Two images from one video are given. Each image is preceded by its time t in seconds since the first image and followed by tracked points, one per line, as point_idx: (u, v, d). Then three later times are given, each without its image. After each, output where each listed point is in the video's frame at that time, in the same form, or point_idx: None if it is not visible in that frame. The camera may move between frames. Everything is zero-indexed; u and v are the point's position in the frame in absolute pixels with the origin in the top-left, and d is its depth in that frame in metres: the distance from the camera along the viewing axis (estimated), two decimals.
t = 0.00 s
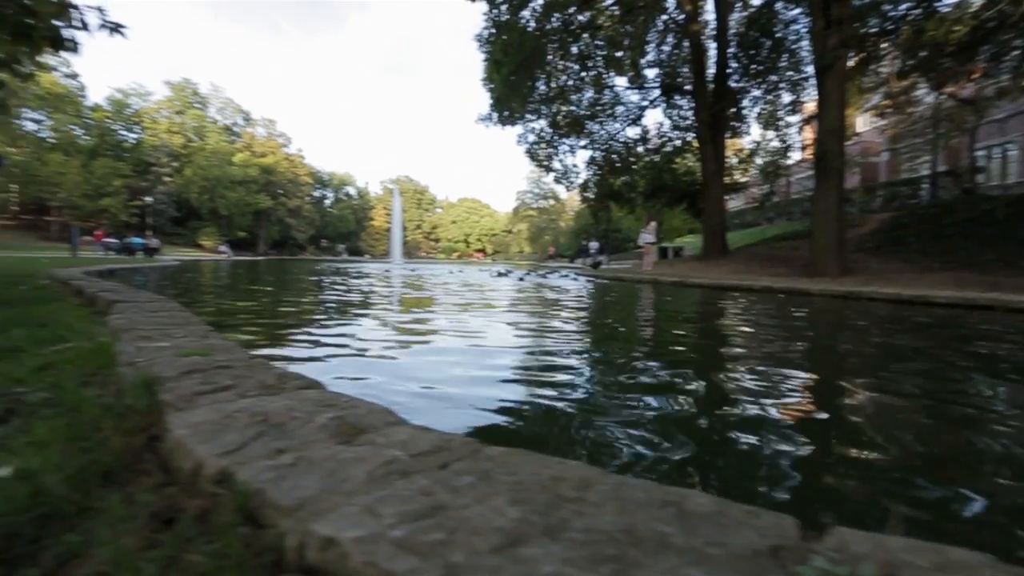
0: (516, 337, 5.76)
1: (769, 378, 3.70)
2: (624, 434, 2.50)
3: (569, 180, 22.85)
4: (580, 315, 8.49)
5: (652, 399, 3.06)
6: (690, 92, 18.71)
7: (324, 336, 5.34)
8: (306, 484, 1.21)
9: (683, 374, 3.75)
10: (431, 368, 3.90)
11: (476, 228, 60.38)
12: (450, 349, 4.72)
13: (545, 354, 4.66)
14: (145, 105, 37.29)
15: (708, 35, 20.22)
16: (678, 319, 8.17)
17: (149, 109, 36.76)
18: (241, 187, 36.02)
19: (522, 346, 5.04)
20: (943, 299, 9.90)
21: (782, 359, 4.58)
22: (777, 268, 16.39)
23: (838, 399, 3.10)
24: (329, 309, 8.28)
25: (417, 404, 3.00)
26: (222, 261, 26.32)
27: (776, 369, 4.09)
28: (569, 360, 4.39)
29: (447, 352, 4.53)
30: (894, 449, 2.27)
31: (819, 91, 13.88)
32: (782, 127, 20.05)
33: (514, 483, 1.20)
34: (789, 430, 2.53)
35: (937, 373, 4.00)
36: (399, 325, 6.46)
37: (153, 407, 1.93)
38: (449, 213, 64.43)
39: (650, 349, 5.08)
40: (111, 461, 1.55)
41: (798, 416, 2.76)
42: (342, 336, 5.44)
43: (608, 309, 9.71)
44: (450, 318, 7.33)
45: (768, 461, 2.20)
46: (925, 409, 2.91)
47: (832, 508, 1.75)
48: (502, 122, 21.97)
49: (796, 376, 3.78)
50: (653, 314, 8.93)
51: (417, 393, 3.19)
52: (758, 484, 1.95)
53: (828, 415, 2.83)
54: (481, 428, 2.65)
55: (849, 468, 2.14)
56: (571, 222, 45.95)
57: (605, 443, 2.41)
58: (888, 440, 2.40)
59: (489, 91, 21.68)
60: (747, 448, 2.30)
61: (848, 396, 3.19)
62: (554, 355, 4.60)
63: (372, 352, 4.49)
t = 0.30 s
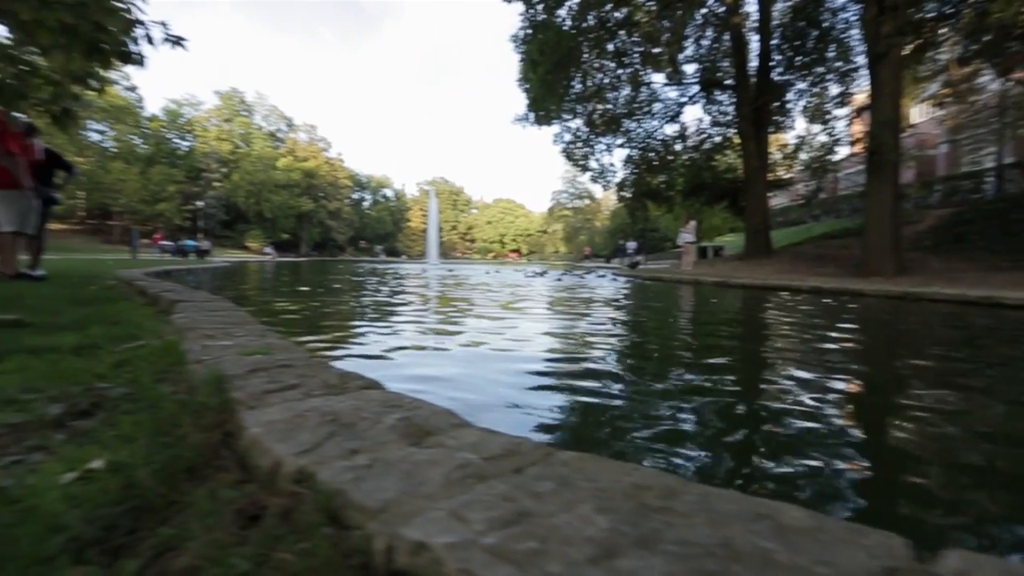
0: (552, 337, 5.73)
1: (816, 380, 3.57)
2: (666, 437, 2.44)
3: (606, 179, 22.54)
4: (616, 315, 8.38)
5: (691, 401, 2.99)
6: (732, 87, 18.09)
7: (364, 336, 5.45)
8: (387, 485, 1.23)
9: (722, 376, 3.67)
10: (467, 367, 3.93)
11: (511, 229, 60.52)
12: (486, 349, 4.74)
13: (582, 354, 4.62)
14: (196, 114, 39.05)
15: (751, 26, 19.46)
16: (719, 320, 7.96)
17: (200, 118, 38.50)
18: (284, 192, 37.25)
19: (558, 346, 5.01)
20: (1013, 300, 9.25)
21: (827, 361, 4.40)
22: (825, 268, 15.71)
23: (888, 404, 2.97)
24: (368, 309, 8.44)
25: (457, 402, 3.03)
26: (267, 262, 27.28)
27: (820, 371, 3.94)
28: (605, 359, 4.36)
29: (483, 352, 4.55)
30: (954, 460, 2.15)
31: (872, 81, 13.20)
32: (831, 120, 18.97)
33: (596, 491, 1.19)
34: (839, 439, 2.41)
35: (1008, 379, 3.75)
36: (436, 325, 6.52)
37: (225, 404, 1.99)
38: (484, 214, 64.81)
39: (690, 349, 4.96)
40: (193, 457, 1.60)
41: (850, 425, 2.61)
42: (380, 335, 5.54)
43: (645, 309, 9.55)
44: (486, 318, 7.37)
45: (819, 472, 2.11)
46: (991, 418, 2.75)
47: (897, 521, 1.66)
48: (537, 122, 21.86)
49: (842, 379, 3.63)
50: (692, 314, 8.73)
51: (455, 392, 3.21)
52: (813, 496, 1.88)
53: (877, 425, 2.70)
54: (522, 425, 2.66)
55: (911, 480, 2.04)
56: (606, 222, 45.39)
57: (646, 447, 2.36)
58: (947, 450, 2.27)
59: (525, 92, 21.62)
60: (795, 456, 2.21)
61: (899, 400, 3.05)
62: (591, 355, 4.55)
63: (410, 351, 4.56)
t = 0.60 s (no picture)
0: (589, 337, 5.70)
1: (869, 384, 3.41)
2: (717, 439, 2.37)
3: (647, 177, 22.05)
4: (656, 315, 8.24)
5: (739, 403, 2.90)
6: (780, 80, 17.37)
7: (403, 335, 5.54)
8: (468, 491, 1.22)
9: (768, 377, 3.55)
10: (507, 365, 3.96)
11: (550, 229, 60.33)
12: (523, 348, 4.76)
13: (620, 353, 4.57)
14: (247, 122, 40.76)
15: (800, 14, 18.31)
16: (766, 320, 7.68)
17: (251, 127, 40.17)
18: (329, 195, 38.41)
19: (596, 347, 4.97)
20: None
21: (883, 365, 4.19)
22: (885, 267, 14.86)
23: (954, 411, 2.79)
24: (408, 308, 8.59)
25: (497, 398, 3.06)
26: (313, 264, 28.13)
27: (877, 375, 3.74)
28: (647, 359, 4.30)
29: (521, 352, 4.57)
30: None
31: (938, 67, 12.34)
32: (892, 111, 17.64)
33: (686, 502, 1.15)
34: (902, 447, 2.29)
35: None
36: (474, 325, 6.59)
37: (295, 402, 2.03)
38: (523, 214, 64.89)
39: (733, 350, 4.82)
40: (271, 454, 1.63)
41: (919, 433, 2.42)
42: (422, 334, 5.63)
43: (687, 309, 9.33)
44: (523, 318, 7.39)
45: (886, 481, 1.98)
46: None
47: (989, 535, 1.53)
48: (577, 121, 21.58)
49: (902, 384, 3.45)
50: (736, 314, 8.45)
51: (495, 389, 3.25)
52: (888, 505, 1.75)
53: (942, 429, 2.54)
54: (563, 421, 2.67)
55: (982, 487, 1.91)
56: (647, 221, 44.48)
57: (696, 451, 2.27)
58: None
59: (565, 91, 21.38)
60: (855, 462, 2.11)
61: (966, 408, 2.86)
62: (629, 355, 4.51)
63: (449, 350, 4.63)
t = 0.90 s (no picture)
0: (632, 336, 5.63)
1: (936, 391, 3.21)
2: (762, 441, 2.34)
3: (694, 175, 21.36)
4: (701, 315, 8.03)
5: (789, 406, 2.82)
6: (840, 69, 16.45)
7: (448, 334, 5.64)
8: (560, 502, 1.19)
9: (821, 380, 3.42)
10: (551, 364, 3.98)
11: (592, 228, 59.66)
12: (566, 347, 4.75)
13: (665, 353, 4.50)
14: (298, 130, 42.35)
15: None
16: (821, 321, 7.35)
17: (302, 134, 41.69)
18: (374, 198, 39.41)
19: (640, 347, 4.91)
20: None
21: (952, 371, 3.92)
22: (958, 267, 13.81)
23: None
24: (451, 308, 8.70)
25: (542, 396, 3.09)
26: (360, 265, 28.86)
27: (946, 381, 3.51)
28: (690, 359, 4.21)
29: (564, 350, 4.57)
30: None
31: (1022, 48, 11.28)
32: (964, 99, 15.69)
33: (799, 522, 1.09)
34: (975, 463, 2.14)
35: None
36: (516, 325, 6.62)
37: (367, 403, 2.06)
38: (565, 214, 64.48)
39: (784, 351, 4.66)
40: (351, 456, 1.65)
41: (1000, 449, 2.27)
42: (465, 334, 5.71)
43: (735, 309, 9.04)
44: (564, 318, 7.37)
45: (957, 498, 1.87)
46: None
47: None
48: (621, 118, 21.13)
49: (974, 392, 3.23)
50: (788, 315, 8.14)
51: (541, 387, 3.26)
52: (965, 523, 1.64)
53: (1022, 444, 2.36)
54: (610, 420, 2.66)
55: None
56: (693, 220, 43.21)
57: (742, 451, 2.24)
58: None
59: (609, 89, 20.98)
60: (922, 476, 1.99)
61: None
62: (674, 355, 4.43)
63: (493, 349, 4.68)
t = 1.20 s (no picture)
0: (668, 335, 5.54)
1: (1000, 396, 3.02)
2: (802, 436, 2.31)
3: (735, 172, 20.64)
4: (741, 314, 7.81)
5: (832, 405, 2.75)
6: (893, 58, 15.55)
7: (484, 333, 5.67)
8: (638, 514, 1.15)
9: (868, 381, 3.30)
10: (587, 362, 3.96)
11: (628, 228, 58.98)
12: (602, 346, 4.72)
13: (704, 352, 4.41)
14: (337, 134, 43.38)
15: None
16: (871, 320, 7.03)
17: (340, 138, 42.66)
18: (410, 199, 39.97)
19: (677, 345, 4.83)
20: None
21: (1017, 375, 3.70)
22: None
23: None
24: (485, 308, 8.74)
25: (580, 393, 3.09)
26: (396, 265, 29.29)
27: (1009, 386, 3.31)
28: (729, 358, 4.14)
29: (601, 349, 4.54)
30: None
31: None
32: None
33: (905, 547, 1.02)
34: None
35: None
36: (550, 323, 6.61)
37: (421, 403, 2.04)
38: (599, 213, 63.77)
39: (830, 350, 4.48)
40: (410, 457, 1.62)
41: None
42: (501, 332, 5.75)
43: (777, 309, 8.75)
44: (599, 317, 7.31)
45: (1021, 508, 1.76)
46: None
47: None
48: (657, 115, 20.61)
49: None
50: (835, 314, 7.81)
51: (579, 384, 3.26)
52: None
53: None
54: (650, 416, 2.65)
55: None
56: (733, 218, 41.93)
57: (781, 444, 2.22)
58: None
59: (645, 86, 20.52)
60: (983, 485, 1.87)
61: None
62: (713, 354, 4.33)
63: (528, 347, 4.69)
